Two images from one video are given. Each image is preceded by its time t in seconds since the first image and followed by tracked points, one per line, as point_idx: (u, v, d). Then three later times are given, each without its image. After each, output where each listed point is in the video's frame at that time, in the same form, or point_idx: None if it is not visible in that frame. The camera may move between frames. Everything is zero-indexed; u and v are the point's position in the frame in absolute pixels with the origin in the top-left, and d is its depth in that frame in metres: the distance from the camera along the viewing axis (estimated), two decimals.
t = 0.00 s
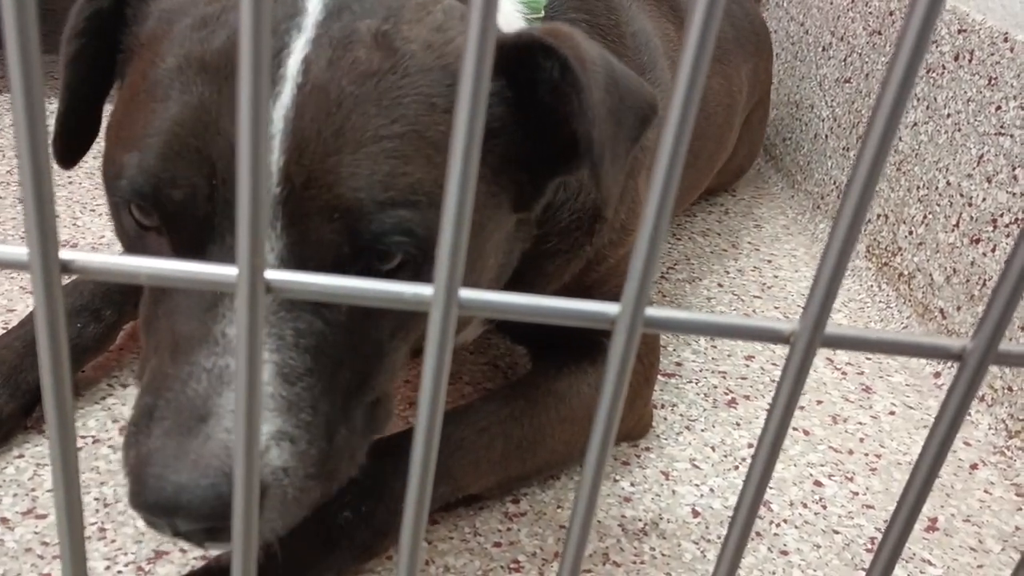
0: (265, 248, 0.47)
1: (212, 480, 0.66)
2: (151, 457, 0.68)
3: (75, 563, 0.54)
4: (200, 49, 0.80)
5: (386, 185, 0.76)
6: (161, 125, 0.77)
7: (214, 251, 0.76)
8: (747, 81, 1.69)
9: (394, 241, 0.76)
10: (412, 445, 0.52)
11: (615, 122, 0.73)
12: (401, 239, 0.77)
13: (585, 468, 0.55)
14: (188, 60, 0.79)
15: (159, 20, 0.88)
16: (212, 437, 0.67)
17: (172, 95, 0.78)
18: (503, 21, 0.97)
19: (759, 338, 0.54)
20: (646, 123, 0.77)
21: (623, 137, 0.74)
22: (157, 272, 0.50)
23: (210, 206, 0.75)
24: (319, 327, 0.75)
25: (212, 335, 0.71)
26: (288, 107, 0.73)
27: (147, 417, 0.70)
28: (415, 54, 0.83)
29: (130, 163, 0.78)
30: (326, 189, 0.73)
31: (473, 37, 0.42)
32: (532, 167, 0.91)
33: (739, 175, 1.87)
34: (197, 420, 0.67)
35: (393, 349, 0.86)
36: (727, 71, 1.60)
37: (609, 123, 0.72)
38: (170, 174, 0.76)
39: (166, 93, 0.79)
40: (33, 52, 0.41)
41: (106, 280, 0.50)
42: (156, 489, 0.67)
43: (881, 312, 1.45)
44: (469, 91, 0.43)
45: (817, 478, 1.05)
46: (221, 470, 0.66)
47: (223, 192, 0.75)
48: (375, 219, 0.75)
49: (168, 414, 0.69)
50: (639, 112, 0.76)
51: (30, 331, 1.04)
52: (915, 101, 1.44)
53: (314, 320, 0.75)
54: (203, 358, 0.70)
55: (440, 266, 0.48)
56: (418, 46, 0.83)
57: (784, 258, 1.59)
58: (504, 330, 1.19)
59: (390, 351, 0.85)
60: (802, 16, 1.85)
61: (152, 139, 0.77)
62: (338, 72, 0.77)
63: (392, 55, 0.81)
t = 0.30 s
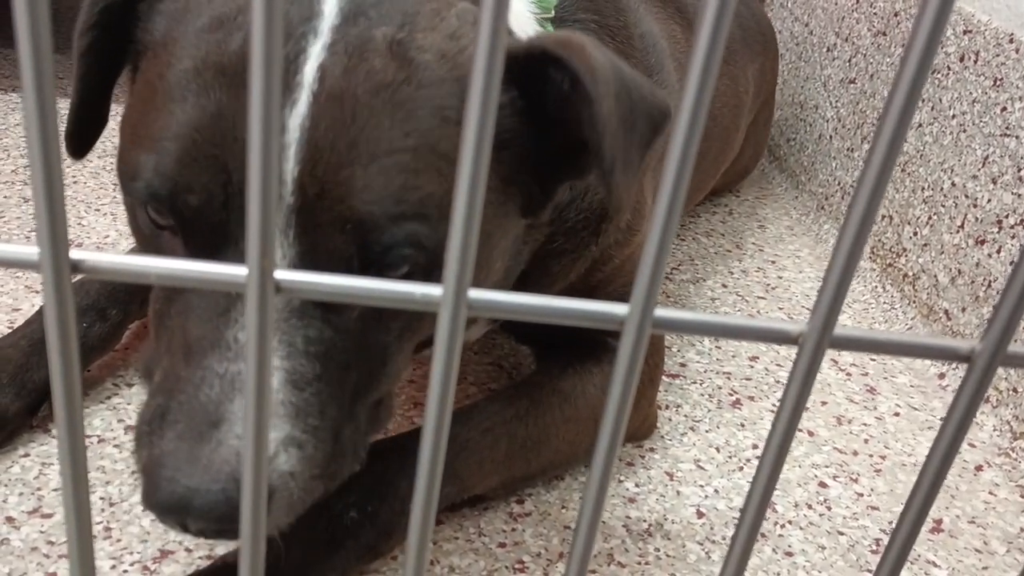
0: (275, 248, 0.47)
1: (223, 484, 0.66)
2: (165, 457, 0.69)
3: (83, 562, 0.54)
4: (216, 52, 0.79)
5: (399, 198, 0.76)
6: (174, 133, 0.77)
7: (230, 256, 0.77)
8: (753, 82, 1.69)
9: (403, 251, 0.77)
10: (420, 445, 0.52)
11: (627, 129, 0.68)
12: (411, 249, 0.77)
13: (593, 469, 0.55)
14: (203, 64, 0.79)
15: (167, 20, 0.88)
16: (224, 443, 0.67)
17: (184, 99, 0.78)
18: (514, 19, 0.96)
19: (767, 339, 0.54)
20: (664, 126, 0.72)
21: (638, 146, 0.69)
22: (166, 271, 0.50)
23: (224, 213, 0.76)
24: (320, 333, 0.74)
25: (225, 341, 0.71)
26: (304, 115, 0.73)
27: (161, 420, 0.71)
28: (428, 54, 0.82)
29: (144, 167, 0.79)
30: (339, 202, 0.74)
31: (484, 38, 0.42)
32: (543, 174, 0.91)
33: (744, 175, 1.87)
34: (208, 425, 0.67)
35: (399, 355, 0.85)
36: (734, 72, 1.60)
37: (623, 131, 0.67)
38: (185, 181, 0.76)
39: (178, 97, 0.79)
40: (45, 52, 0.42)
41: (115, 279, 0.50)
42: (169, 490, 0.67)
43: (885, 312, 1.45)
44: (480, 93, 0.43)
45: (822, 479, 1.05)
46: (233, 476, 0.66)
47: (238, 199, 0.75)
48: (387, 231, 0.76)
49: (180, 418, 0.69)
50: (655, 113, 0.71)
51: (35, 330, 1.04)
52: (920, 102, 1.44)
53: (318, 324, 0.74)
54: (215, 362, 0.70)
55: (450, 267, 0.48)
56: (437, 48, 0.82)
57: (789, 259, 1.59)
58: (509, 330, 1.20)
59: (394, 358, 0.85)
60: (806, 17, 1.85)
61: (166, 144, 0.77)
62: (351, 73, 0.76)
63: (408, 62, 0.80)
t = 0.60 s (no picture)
0: (271, 248, 0.47)
1: (199, 497, 0.68)
2: (146, 468, 0.70)
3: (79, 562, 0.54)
4: (213, 62, 0.80)
5: (375, 220, 0.77)
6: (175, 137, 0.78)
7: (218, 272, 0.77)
8: (756, 82, 1.70)
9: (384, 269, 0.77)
10: (416, 444, 0.52)
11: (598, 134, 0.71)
12: (391, 268, 0.78)
13: (589, 468, 0.55)
14: (196, 81, 0.79)
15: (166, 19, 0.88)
16: (201, 457, 0.68)
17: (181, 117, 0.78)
18: (513, 21, 0.97)
19: (762, 338, 0.54)
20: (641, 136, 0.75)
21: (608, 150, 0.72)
22: (163, 271, 0.50)
23: (216, 232, 0.76)
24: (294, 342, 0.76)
25: (210, 357, 0.72)
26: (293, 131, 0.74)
27: (147, 427, 0.72)
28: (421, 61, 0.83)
29: (144, 173, 0.79)
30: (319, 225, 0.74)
31: (479, 37, 0.42)
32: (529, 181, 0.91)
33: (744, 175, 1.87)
34: (189, 439, 0.69)
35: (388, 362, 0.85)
36: (737, 73, 1.60)
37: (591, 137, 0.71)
38: (181, 197, 0.76)
39: (175, 114, 0.79)
40: (40, 53, 0.42)
41: (112, 279, 0.50)
42: (148, 501, 0.69)
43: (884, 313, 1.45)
44: (475, 91, 0.43)
45: (819, 480, 1.05)
46: (209, 493, 0.68)
47: (230, 217, 0.75)
48: (362, 252, 0.76)
49: (165, 429, 0.70)
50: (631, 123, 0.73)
51: (34, 330, 1.04)
52: (919, 103, 1.44)
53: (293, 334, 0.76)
54: (198, 378, 0.71)
55: (446, 267, 0.48)
56: (422, 47, 0.83)
57: (787, 259, 1.59)
58: (507, 331, 1.20)
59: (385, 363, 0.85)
60: (805, 17, 1.85)
61: (162, 161, 0.78)
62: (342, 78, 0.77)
63: (394, 68, 0.81)
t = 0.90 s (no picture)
0: (278, 247, 0.48)
1: (180, 472, 0.69)
2: (129, 440, 0.71)
3: (86, 559, 0.54)
4: (203, 51, 0.80)
5: (361, 206, 0.77)
6: (167, 123, 0.78)
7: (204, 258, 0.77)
8: (761, 82, 1.70)
9: (370, 254, 0.78)
10: (421, 443, 0.52)
11: (588, 108, 0.72)
12: (378, 252, 0.79)
13: (594, 467, 0.55)
14: (192, 67, 0.80)
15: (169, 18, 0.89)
16: (185, 433, 0.70)
17: (174, 99, 0.79)
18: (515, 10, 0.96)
19: (767, 338, 0.54)
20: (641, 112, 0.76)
21: (604, 129, 0.73)
22: (173, 269, 0.50)
23: (203, 213, 0.76)
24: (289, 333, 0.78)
25: (197, 335, 0.73)
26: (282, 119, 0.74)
27: (132, 402, 0.73)
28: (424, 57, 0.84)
29: (137, 158, 0.80)
30: (303, 209, 0.75)
31: (486, 38, 0.42)
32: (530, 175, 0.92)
33: (747, 175, 1.88)
34: (173, 415, 0.70)
35: (369, 349, 0.86)
36: (742, 74, 1.60)
37: (581, 110, 0.71)
38: (172, 179, 0.77)
39: (169, 96, 0.80)
40: (50, 53, 0.42)
41: (120, 277, 0.50)
42: (129, 471, 0.70)
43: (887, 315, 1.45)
44: (482, 92, 0.43)
45: (823, 480, 1.05)
46: (190, 465, 0.69)
47: (217, 202, 0.75)
48: (348, 237, 0.76)
49: (150, 404, 0.71)
50: (625, 95, 0.74)
51: (39, 328, 1.04)
52: (923, 104, 1.44)
53: (287, 323, 0.77)
54: (186, 354, 0.73)
55: (452, 266, 0.48)
56: (412, 41, 0.83)
57: (791, 260, 1.59)
58: (511, 330, 1.20)
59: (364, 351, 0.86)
60: (809, 18, 1.85)
61: (155, 143, 0.78)
62: (332, 75, 0.77)
63: (383, 61, 0.81)
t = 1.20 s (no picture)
0: (274, 248, 0.47)
1: (156, 477, 0.69)
2: (108, 447, 0.71)
3: (83, 560, 0.54)
4: (180, 63, 0.80)
5: (325, 219, 0.77)
6: (147, 137, 0.78)
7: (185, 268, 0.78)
8: (761, 82, 1.70)
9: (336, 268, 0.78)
10: (418, 442, 0.52)
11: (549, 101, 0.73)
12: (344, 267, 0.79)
13: (591, 467, 0.55)
14: (169, 80, 0.80)
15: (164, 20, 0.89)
16: (160, 438, 0.70)
17: (152, 114, 0.79)
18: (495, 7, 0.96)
19: (763, 338, 0.54)
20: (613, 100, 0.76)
21: (570, 121, 0.73)
22: (169, 269, 0.50)
23: (183, 224, 0.77)
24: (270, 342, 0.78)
25: (173, 345, 0.74)
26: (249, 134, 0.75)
27: (114, 410, 0.73)
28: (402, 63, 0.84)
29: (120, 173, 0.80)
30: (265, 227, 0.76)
31: (482, 39, 0.42)
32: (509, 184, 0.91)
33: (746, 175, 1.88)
34: (148, 421, 0.70)
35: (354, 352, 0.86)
36: (742, 74, 1.59)
37: (541, 104, 0.72)
38: (152, 193, 0.77)
39: (148, 110, 0.80)
40: (46, 53, 0.42)
41: (115, 278, 0.50)
42: (107, 478, 0.70)
43: (886, 315, 1.45)
44: (478, 92, 0.43)
45: (820, 481, 1.05)
46: (165, 472, 0.70)
47: (193, 212, 0.76)
48: (314, 250, 0.77)
49: (129, 410, 0.72)
50: (593, 87, 0.75)
51: (37, 328, 1.04)
52: (921, 104, 1.44)
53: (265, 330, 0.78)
54: (162, 364, 0.73)
55: (448, 266, 0.48)
56: (378, 50, 0.83)
57: (789, 260, 1.59)
58: (508, 330, 1.20)
59: (351, 353, 0.85)
60: (808, 18, 1.85)
61: (135, 157, 0.79)
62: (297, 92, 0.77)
63: (349, 73, 0.81)
